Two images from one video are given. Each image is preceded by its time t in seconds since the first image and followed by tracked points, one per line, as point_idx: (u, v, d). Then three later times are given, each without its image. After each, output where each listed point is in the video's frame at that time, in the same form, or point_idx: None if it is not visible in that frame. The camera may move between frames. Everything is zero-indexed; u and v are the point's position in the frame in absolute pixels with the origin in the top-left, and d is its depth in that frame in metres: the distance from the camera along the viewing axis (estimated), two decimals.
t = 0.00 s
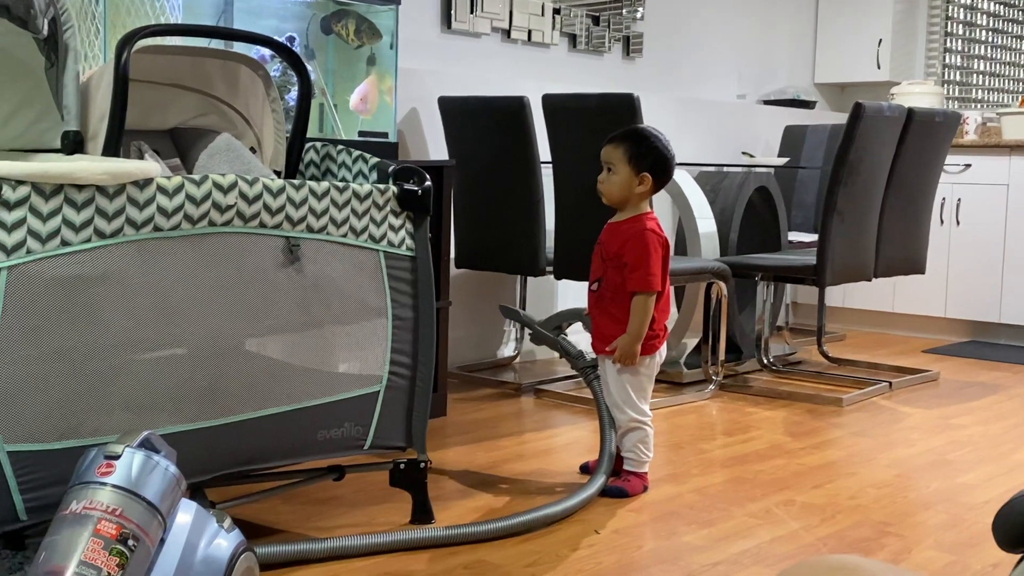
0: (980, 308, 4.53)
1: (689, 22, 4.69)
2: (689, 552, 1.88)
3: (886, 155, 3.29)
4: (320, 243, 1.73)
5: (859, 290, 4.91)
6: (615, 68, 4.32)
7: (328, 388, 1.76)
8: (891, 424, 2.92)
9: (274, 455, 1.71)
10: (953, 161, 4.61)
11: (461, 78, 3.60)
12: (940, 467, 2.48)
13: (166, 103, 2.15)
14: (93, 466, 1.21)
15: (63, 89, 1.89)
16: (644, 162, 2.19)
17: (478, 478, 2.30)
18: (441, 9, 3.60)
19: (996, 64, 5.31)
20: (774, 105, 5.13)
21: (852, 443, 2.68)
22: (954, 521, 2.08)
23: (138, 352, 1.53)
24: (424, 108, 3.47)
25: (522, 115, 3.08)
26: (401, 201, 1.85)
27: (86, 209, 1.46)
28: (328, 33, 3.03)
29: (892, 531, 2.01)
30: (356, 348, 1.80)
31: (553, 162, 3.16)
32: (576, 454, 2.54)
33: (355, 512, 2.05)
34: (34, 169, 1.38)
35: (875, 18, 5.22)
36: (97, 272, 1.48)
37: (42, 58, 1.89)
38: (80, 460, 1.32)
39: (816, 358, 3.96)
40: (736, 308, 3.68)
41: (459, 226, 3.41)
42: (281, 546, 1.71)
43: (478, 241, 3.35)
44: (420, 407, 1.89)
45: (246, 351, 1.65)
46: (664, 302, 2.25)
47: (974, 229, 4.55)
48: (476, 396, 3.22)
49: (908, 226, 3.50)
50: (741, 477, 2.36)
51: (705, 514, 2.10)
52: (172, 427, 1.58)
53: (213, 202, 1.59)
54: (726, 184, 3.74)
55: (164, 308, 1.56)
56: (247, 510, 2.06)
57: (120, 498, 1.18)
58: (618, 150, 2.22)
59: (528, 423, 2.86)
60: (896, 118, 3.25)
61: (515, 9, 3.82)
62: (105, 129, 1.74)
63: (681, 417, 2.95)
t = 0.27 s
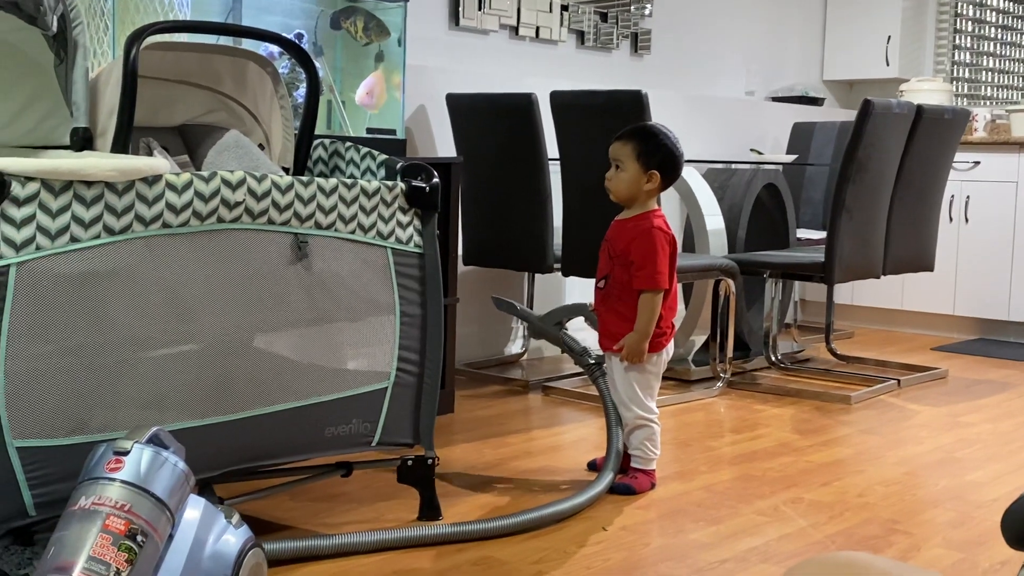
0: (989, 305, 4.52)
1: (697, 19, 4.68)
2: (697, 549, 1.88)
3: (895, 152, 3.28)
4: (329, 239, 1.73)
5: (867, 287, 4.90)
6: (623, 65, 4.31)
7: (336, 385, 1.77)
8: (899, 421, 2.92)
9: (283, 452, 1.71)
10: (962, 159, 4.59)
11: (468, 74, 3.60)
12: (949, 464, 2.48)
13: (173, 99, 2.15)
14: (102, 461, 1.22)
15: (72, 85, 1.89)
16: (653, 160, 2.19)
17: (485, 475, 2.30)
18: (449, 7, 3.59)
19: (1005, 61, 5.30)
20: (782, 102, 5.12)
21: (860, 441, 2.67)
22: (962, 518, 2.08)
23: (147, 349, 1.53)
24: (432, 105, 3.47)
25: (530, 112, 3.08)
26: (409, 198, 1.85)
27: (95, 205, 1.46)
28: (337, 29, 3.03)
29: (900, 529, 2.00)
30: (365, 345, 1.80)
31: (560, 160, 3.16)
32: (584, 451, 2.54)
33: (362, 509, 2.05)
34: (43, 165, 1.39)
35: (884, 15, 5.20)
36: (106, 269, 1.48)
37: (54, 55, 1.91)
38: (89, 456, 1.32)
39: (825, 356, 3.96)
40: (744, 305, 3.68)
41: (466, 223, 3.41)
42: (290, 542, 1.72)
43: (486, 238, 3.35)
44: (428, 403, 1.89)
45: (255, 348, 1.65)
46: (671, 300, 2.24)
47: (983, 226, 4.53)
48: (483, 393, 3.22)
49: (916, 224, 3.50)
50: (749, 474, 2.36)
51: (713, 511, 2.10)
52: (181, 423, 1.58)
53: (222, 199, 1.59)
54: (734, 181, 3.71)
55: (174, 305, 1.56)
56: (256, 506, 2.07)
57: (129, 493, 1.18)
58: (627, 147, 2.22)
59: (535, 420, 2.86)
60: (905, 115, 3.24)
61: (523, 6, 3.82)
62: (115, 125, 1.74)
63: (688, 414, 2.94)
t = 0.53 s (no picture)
0: (997, 304, 4.50)
1: (705, 17, 4.68)
2: (703, 547, 1.88)
3: (903, 150, 3.27)
4: (336, 237, 1.74)
5: (875, 285, 4.89)
6: (631, 63, 4.31)
7: (343, 382, 1.77)
8: (906, 420, 2.91)
9: (290, 449, 1.71)
10: (970, 157, 4.58)
11: (475, 72, 3.60)
12: (956, 463, 2.47)
13: (181, 97, 2.17)
14: (109, 458, 1.22)
15: (80, 83, 1.92)
16: (661, 159, 2.19)
17: (492, 472, 2.31)
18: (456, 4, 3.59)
19: (1014, 59, 5.28)
20: (790, 100, 5.11)
21: (867, 440, 2.67)
22: (969, 517, 2.07)
23: (154, 345, 1.53)
24: (439, 102, 3.47)
25: (537, 110, 3.08)
26: (416, 195, 1.85)
27: (104, 203, 1.46)
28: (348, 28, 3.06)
29: (907, 528, 2.00)
30: (372, 342, 1.80)
31: (568, 157, 3.16)
32: (591, 449, 2.54)
33: (369, 506, 2.06)
34: (51, 162, 1.39)
35: (892, 12, 5.19)
36: (114, 266, 1.49)
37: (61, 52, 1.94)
38: (97, 452, 1.32)
39: (832, 354, 3.95)
40: (752, 304, 3.68)
41: (473, 220, 3.41)
42: (298, 539, 1.72)
43: (493, 236, 3.35)
44: (434, 400, 1.90)
45: (263, 345, 1.66)
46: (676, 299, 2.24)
47: (991, 225, 4.52)
48: (490, 391, 3.22)
49: (924, 222, 3.49)
50: (756, 472, 2.35)
51: (720, 509, 2.10)
52: (188, 420, 1.58)
53: (229, 196, 1.59)
54: (742, 180, 3.68)
55: (181, 302, 1.56)
56: (263, 503, 2.07)
57: (136, 490, 1.18)
58: (635, 146, 2.22)
59: (542, 418, 2.86)
60: (913, 113, 3.23)
61: (530, 3, 3.81)
62: (122, 123, 1.74)
63: (696, 413, 2.94)
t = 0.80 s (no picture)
0: (1005, 303, 4.49)
1: (713, 16, 4.67)
2: (709, 545, 1.88)
3: (910, 149, 3.26)
4: (342, 235, 1.74)
5: (882, 284, 4.88)
6: (637, 61, 4.30)
7: (349, 380, 1.77)
8: (913, 419, 2.91)
9: (298, 446, 1.72)
10: (978, 155, 4.58)
11: (482, 70, 3.60)
12: (963, 462, 2.47)
13: (187, 95, 2.18)
14: (117, 454, 1.22)
15: (87, 81, 1.91)
16: (669, 158, 2.19)
17: (498, 470, 2.31)
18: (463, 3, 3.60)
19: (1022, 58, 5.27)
20: (796, 98, 5.10)
21: (873, 438, 2.66)
22: (976, 516, 2.07)
23: (161, 342, 1.54)
24: (445, 101, 3.47)
25: (544, 109, 3.08)
26: (423, 193, 1.85)
27: (111, 200, 1.47)
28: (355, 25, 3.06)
29: (913, 526, 2.00)
30: (378, 340, 1.80)
31: (574, 156, 3.16)
32: (597, 447, 2.54)
33: (375, 504, 2.06)
34: (60, 159, 1.39)
35: (899, 10, 5.18)
36: (121, 263, 1.49)
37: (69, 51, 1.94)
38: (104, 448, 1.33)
39: (839, 352, 3.94)
40: (758, 302, 3.67)
41: (479, 219, 3.41)
42: (305, 537, 1.73)
43: (500, 234, 3.35)
44: (440, 398, 1.90)
45: (269, 342, 1.66)
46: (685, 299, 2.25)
47: (998, 224, 4.51)
48: (497, 389, 3.22)
49: (932, 221, 3.48)
50: (763, 471, 2.35)
51: (727, 507, 2.10)
52: (195, 417, 1.59)
53: (236, 193, 1.60)
54: (748, 178, 3.70)
55: (188, 299, 1.56)
56: (270, 500, 2.08)
57: (143, 487, 1.19)
58: (642, 144, 2.21)
59: (548, 416, 2.86)
60: (920, 111, 3.22)
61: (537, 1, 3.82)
62: (130, 120, 1.75)
63: (702, 411, 2.94)
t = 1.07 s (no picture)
0: (1010, 302, 4.48)
1: (719, 14, 4.67)
2: (714, 544, 1.88)
3: (916, 147, 3.26)
4: (347, 232, 1.74)
5: (887, 283, 4.88)
6: (643, 59, 4.30)
7: (354, 377, 1.77)
8: (918, 417, 2.91)
9: (302, 444, 1.72)
10: (983, 154, 4.57)
11: (487, 67, 3.60)
12: (968, 461, 2.46)
13: (193, 92, 2.18)
14: (122, 452, 1.22)
15: (94, 78, 1.88)
16: (676, 156, 2.18)
17: (503, 468, 2.31)
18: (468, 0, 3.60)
19: None
20: (802, 97, 5.09)
21: (878, 437, 2.66)
22: (981, 515, 2.07)
23: (166, 340, 1.54)
24: (451, 98, 3.47)
25: (549, 107, 3.08)
26: (428, 190, 1.85)
27: (117, 197, 1.47)
28: (363, 24, 3.07)
29: (918, 525, 2.00)
30: (383, 337, 1.81)
31: (579, 154, 3.16)
32: (601, 445, 2.54)
33: (380, 501, 2.06)
34: (65, 157, 1.39)
35: (905, 8, 5.17)
36: (126, 261, 1.49)
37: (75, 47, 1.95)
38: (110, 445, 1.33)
39: (844, 351, 3.94)
40: (763, 301, 3.67)
41: (484, 216, 3.41)
42: (310, 535, 1.73)
43: (505, 232, 3.35)
44: (445, 395, 1.90)
45: (274, 340, 1.66)
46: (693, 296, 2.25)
47: (1003, 222, 4.50)
48: (501, 387, 3.22)
49: (937, 219, 3.48)
50: (767, 469, 2.35)
51: (731, 506, 2.10)
52: (200, 414, 1.59)
53: (242, 191, 1.60)
54: (753, 175, 3.68)
55: (192, 296, 1.57)
56: (275, 497, 2.08)
57: (149, 484, 1.19)
58: (649, 142, 2.21)
59: (553, 414, 2.86)
60: (926, 109, 3.22)
61: None
62: (135, 117, 1.75)
63: (706, 409, 2.94)
